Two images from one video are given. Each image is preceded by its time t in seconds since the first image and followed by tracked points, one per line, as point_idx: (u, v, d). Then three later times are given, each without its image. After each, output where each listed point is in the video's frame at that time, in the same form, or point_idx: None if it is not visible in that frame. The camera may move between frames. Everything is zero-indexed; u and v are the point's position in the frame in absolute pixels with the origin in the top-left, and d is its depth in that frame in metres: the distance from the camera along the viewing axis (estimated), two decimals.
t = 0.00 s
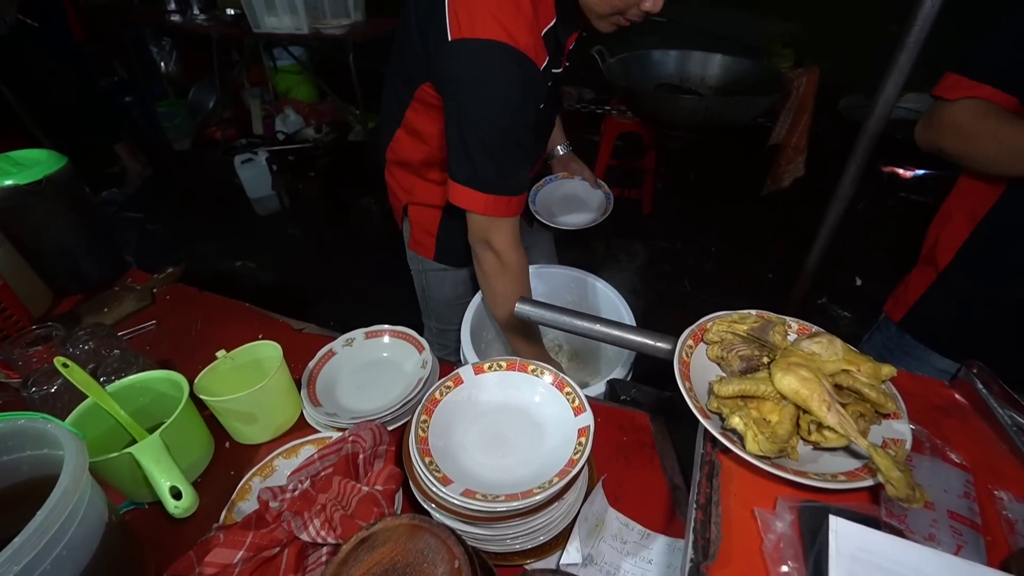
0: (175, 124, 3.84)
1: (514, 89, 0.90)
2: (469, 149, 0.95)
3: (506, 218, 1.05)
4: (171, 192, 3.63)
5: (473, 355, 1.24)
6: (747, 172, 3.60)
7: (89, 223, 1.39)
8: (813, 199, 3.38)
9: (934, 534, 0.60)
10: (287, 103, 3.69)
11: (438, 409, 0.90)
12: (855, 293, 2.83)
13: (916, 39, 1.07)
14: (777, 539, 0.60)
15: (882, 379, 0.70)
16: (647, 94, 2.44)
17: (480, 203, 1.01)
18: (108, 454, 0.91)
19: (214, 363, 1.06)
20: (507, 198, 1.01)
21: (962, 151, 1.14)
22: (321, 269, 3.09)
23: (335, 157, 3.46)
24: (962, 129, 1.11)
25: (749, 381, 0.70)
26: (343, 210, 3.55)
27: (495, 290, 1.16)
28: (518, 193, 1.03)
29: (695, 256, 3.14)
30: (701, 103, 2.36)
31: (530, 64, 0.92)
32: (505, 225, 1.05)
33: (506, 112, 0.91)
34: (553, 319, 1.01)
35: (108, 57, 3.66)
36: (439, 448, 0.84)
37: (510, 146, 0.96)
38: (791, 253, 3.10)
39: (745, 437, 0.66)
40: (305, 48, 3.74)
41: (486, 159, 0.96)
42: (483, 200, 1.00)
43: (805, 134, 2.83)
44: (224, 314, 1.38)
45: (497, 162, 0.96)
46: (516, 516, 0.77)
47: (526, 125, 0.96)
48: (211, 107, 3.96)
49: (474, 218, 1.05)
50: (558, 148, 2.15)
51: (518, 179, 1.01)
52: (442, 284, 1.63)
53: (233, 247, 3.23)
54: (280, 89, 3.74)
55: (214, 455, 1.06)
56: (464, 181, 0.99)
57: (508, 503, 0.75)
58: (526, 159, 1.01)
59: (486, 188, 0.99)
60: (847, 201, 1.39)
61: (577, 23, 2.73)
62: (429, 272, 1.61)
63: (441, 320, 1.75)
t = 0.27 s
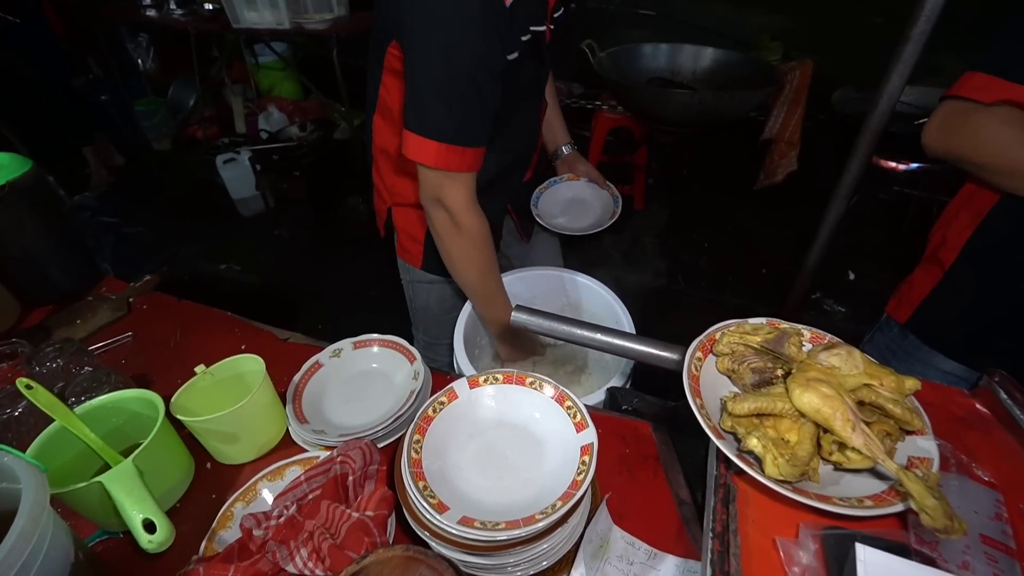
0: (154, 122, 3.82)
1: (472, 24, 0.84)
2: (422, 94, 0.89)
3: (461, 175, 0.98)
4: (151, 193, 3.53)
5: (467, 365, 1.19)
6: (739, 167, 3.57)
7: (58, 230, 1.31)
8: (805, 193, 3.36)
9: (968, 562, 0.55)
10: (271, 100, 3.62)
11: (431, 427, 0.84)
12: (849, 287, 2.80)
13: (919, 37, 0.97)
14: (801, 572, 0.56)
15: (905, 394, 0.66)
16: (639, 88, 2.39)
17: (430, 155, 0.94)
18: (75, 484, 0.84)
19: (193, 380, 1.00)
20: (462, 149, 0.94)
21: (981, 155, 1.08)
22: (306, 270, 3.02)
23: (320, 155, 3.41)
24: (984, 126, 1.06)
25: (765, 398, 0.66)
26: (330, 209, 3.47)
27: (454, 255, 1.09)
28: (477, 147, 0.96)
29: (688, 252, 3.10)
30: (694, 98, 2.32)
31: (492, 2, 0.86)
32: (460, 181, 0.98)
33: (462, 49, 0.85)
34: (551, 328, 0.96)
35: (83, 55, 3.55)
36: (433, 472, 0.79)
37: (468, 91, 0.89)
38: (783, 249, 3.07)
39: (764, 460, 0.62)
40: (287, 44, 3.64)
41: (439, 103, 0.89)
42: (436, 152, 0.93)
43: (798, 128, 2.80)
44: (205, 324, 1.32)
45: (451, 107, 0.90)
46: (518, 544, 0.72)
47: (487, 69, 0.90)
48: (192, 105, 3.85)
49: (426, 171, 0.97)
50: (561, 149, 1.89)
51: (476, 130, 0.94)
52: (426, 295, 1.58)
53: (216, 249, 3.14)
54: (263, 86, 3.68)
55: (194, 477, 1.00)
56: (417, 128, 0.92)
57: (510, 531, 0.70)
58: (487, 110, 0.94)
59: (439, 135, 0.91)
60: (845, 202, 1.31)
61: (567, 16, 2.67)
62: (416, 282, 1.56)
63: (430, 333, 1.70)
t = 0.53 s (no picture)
0: (143, 122, 3.76)
1: None
2: None
3: (352, 69, 0.91)
4: (138, 194, 3.46)
5: (465, 374, 1.15)
6: (735, 168, 3.55)
7: (39, 236, 1.26)
8: (801, 194, 3.35)
9: None
10: (261, 100, 3.58)
11: (430, 442, 0.80)
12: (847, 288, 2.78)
13: (929, 35, 0.92)
14: None
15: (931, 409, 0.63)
16: (636, 88, 2.36)
17: (319, 45, 0.88)
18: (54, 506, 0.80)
19: (180, 392, 0.95)
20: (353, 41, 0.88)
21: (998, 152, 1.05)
22: (299, 273, 2.96)
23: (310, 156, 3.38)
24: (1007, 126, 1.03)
25: (784, 414, 0.62)
26: (322, 211, 3.42)
27: (368, 160, 1.01)
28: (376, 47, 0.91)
29: (685, 253, 3.07)
30: (691, 98, 2.29)
31: None
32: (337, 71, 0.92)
33: None
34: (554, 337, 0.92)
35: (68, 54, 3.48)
36: (433, 491, 0.75)
37: None
38: (781, 249, 3.06)
39: (785, 482, 0.59)
40: (278, 43, 3.59)
41: None
42: (322, 39, 0.87)
43: (796, 129, 2.78)
44: (193, 332, 1.27)
45: None
46: (524, 568, 0.68)
47: None
48: (181, 105, 3.79)
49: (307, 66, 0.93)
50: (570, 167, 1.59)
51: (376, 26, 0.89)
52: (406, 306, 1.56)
53: (206, 252, 3.08)
54: (254, 86, 3.64)
55: (181, 494, 0.95)
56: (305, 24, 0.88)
57: (515, 555, 0.66)
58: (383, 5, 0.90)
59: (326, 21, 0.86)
60: (852, 204, 1.20)
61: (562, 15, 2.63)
62: (402, 291, 1.53)
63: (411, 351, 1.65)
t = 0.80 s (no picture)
0: (140, 127, 3.71)
1: None
2: None
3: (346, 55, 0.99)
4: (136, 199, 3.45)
5: (466, 379, 1.14)
6: (733, 171, 3.56)
7: (35, 241, 1.25)
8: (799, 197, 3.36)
9: None
10: (260, 105, 3.60)
11: (432, 448, 0.80)
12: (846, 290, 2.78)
13: (931, 37, 0.91)
14: None
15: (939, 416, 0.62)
16: (635, 91, 2.36)
17: (312, 30, 0.96)
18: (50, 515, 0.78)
19: (178, 399, 0.94)
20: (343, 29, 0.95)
21: None
22: (297, 277, 2.95)
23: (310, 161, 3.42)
24: None
25: (791, 421, 0.61)
26: (320, 214, 3.41)
27: (363, 137, 1.08)
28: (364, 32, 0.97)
29: (684, 256, 3.07)
30: (691, 101, 2.29)
31: None
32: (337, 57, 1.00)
33: None
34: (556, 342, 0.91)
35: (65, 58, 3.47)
36: (435, 499, 0.74)
37: None
38: (779, 252, 3.06)
39: (794, 489, 0.58)
40: (277, 47, 3.59)
41: None
42: (318, 26, 0.95)
43: (796, 132, 2.77)
44: (191, 337, 1.26)
45: None
46: None
47: None
48: (179, 109, 3.78)
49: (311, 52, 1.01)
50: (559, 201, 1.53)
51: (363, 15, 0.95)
52: (401, 312, 1.56)
53: (203, 256, 3.07)
54: (252, 89, 3.64)
55: (179, 502, 0.94)
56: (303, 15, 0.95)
57: (519, 565, 0.65)
58: None
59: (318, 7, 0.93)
60: (854, 207, 1.19)
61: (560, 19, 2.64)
62: (397, 298, 1.53)
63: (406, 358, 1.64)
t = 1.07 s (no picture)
0: (141, 131, 3.74)
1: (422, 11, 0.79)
2: (374, 85, 0.83)
3: (427, 169, 0.90)
4: (135, 202, 3.46)
5: (465, 380, 1.15)
6: (730, 174, 3.58)
7: (37, 244, 1.26)
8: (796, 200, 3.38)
9: None
10: (260, 108, 3.61)
11: (431, 448, 0.81)
12: (844, 292, 2.80)
13: (922, 43, 0.93)
14: None
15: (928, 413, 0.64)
16: (633, 95, 2.38)
17: (386, 149, 0.87)
18: (53, 514, 0.79)
19: (179, 400, 0.95)
20: (425, 143, 0.86)
21: None
22: (296, 280, 2.96)
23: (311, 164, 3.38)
24: None
25: (783, 418, 0.63)
26: (320, 217, 3.43)
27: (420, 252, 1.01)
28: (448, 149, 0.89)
29: (682, 258, 3.09)
30: (688, 105, 2.31)
31: None
32: (420, 176, 0.91)
33: (414, 34, 0.79)
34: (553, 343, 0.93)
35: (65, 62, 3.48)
36: (435, 498, 0.75)
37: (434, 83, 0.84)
38: (777, 254, 3.07)
39: (785, 485, 0.59)
40: (276, 50, 3.60)
41: (397, 96, 0.83)
42: (392, 146, 0.86)
43: (791, 135, 2.79)
44: (192, 339, 1.27)
45: (411, 101, 0.84)
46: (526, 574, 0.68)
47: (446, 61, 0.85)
48: (178, 112, 3.79)
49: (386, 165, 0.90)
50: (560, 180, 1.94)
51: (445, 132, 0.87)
52: (407, 312, 1.56)
53: (203, 259, 3.08)
54: (252, 93, 3.65)
55: (181, 502, 0.95)
56: (372, 122, 0.86)
57: (517, 561, 0.66)
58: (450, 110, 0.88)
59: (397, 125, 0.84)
60: (848, 211, 1.20)
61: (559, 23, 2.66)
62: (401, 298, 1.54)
63: (412, 356, 1.67)
